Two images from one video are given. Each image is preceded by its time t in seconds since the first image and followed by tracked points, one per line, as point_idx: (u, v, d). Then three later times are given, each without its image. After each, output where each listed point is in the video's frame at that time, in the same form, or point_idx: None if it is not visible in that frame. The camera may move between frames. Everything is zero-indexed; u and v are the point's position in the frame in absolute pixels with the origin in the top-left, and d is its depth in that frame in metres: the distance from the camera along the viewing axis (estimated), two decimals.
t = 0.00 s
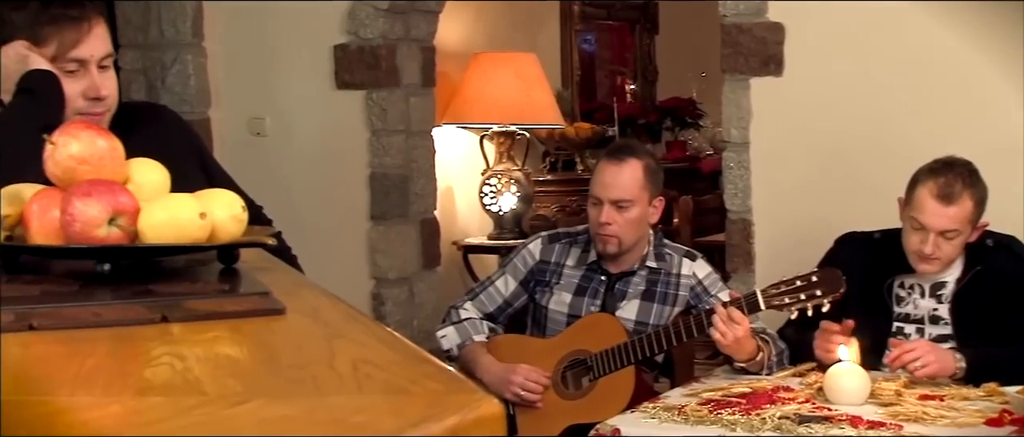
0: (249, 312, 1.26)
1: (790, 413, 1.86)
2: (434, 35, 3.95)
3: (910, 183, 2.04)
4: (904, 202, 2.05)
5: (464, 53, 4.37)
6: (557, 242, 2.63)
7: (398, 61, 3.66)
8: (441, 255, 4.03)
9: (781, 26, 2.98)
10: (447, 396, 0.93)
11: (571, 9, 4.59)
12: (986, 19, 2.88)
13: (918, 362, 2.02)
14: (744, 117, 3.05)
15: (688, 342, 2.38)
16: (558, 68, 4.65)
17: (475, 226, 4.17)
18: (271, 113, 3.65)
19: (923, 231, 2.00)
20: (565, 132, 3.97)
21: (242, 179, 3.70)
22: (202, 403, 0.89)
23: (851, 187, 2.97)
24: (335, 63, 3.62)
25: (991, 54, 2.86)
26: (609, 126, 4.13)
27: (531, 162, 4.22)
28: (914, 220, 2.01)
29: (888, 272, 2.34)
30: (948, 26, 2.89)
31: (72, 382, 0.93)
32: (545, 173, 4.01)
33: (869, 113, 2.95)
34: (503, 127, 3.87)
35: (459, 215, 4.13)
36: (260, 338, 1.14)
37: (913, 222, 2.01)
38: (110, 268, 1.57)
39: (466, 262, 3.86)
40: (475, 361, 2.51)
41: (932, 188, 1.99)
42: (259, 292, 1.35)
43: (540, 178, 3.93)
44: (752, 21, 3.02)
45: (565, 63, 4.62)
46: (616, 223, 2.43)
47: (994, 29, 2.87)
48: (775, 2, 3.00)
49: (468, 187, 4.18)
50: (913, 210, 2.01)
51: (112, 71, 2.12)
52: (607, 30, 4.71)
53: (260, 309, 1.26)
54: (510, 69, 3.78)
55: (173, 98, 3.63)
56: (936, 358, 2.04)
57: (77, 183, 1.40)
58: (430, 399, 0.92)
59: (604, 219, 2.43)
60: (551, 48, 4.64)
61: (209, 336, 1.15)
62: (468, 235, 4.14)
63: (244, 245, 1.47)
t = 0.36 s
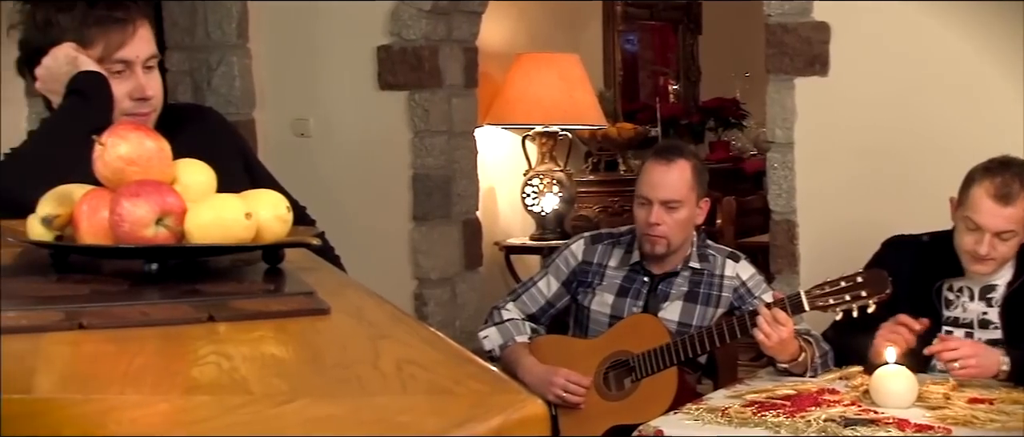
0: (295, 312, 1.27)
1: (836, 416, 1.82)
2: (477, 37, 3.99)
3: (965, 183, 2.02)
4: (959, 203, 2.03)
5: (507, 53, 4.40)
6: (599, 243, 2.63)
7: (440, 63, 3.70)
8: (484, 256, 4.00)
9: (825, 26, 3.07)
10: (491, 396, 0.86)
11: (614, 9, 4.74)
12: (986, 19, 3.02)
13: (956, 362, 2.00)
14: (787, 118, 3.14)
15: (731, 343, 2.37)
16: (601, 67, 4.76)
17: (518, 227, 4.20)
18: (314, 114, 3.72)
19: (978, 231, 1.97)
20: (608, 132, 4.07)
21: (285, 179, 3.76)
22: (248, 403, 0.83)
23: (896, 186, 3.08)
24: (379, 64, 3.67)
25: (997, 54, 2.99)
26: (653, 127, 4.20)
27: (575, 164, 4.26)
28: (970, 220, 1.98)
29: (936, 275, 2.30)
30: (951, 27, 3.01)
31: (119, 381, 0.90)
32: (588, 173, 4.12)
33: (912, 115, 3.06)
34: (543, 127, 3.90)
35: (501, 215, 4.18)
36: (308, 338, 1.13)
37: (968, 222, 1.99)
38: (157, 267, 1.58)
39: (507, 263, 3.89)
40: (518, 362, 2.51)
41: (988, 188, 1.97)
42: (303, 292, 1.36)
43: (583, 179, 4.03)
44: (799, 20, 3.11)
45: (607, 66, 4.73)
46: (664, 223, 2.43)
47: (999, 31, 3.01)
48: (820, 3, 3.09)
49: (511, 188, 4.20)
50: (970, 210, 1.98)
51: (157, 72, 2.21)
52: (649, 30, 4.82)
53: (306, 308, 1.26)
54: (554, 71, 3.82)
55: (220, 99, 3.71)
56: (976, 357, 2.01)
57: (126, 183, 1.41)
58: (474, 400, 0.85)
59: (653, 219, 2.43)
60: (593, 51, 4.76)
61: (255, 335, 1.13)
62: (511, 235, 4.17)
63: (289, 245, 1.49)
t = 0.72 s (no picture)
0: (339, 311, 1.26)
1: (883, 419, 1.75)
2: (521, 38, 4.11)
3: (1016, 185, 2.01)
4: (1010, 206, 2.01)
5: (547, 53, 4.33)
6: (643, 244, 2.63)
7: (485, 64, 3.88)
8: (527, 258, 4.11)
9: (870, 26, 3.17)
10: (535, 398, 0.84)
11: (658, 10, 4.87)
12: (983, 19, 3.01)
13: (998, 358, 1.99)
14: (833, 119, 3.26)
15: (776, 346, 2.35)
16: (644, 69, 4.74)
17: (561, 229, 4.20)
18: (355, 116, 3.79)
19: None
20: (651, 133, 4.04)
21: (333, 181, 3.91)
22: (295, 402, 0.83)
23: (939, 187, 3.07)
24: (422, 65, 3.74)
25: (996, 54, 2.99)
26: (696, 127, 3.94)
27: (617, 165, 4.19)
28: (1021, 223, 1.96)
29: (986, 279, 2.24)
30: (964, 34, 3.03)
31: (167, 380, 0.89)
32: (631, 174, 4.00)
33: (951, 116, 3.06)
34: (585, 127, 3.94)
35: (543, 216, 4.18)
36: (352, 338, 1.12)
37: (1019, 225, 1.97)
38: (204, 268, 1.59)
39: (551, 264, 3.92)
40: (560, 364, 2.51)
41: None
42: (348, 292, 1.35)
43: (625, 180, 4.00)
44: (845, 19, 3.23)
45: (650, 67, 4.72)
46: (733, 214, 2.45)
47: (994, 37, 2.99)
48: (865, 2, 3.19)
49: (553, 189, 4.21)
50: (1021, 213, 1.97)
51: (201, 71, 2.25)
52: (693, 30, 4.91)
53: (350, 309, 1.25)
54: (596, 71, 3.87)
55: (267, 100, 3.94)
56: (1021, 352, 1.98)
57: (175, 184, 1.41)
58: (517, 399, 0.84)
59: (724, 208, 2.44)
60: (635, 52, 4.77)
61: (301, 335, 1.13)
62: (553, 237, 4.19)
63: (333, 246, 1.46)
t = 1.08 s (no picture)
0: (382, 312, 1.26)
1: (930, 423, 1.72)
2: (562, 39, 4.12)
3: None
4: None
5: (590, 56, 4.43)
6: (684, 245, 2.62)
7: (527, 66, 3.89)
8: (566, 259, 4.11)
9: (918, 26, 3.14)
10: (578, 397, 0.83)
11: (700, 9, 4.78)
12: (981, 19, 3.10)
13: None
14: (879, 119, 3.21)
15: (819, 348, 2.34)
16: (686, 69, 4.81)
17: (602, 230, 4.26)
18: (398, 117, 3.96)
19: None
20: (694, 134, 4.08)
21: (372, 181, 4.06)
22: (338, 402, 0.81)
23: (994, 188, 3.07)
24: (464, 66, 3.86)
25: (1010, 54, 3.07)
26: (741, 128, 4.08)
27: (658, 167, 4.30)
28: None
29: None
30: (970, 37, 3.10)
31: (212, 381, 0.89)
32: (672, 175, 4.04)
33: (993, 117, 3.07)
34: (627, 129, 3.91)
35: (585, 217, 4.24)
36: (394, 339, 1.11)
37: None
38: (248, 268, 1.59)
39: (590, 265, 3.90)
40: (602, 365, 2.52)
41: None
42: (391, 292, 1.35)
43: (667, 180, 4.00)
44: (892, 19, 3.19)
45: (693, 68, 4.79)
46: (780, 212, 2.47)
47: (996, 36, 3.08)
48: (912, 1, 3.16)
49: (594, 191, 4.27)
50: None
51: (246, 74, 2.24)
52: (735, 31, 4.92)
53: (393, 309, 1.24)
54: (638, 72, 3.81)
55: (307, 102, 3.99)
56: None
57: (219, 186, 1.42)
58: (561, 401, 0.82)
59: (772, 206, 2.46)
60: (678, 50, 4.79)
61: (344, 336, 1.13)
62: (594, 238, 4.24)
63: (375, 248, 1.44)
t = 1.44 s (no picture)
0: (415, 312, 1.26)
1: (958, 424, 1.73)
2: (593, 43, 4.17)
3: None
4: None
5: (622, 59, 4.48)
6: (713, 247, 2.64)
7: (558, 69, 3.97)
8: (597, 259, 4.17)
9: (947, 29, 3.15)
10: (607, 398, 0.83)
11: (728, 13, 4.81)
12: (981, 20, 3.13)
13: None
14: (908, 122, 3.22)
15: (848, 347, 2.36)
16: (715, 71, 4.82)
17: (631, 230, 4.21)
18: (432, 120, 4.07)
19: None
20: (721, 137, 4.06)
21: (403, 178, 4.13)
22: (371, 401, 0.81)
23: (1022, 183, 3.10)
24: (496, 69, 3.96)
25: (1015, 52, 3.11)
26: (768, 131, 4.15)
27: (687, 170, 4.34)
28: None
29: None
30: (978, 38, 3.13)
31: (247, 379, 0.89)
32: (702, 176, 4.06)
33: (1018, 117, 3.09)
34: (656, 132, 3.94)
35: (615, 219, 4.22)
36: (428, 338, 1.12)
37: None
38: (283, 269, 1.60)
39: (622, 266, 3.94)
40: (632, 364, 2.55)
41: None
42: (424, 292, 1.36)
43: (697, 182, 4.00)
44: (921, 22, 3.21)
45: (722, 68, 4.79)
46: (808, 202, 2.48)
47: (994, 35, 3.12)
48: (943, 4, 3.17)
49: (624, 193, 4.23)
50: None
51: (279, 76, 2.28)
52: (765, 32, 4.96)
53: (426, 309, 1.25)
54: (668, 76, 3.86)
55: (343, 105, 4.10)
56: None
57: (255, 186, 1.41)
58: (591, 401, 0.83)
59: (800, 197, 2.48)
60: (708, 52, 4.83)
61: (377, 336, 1.13)
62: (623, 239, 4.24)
63: (409, 249, 1.45)
